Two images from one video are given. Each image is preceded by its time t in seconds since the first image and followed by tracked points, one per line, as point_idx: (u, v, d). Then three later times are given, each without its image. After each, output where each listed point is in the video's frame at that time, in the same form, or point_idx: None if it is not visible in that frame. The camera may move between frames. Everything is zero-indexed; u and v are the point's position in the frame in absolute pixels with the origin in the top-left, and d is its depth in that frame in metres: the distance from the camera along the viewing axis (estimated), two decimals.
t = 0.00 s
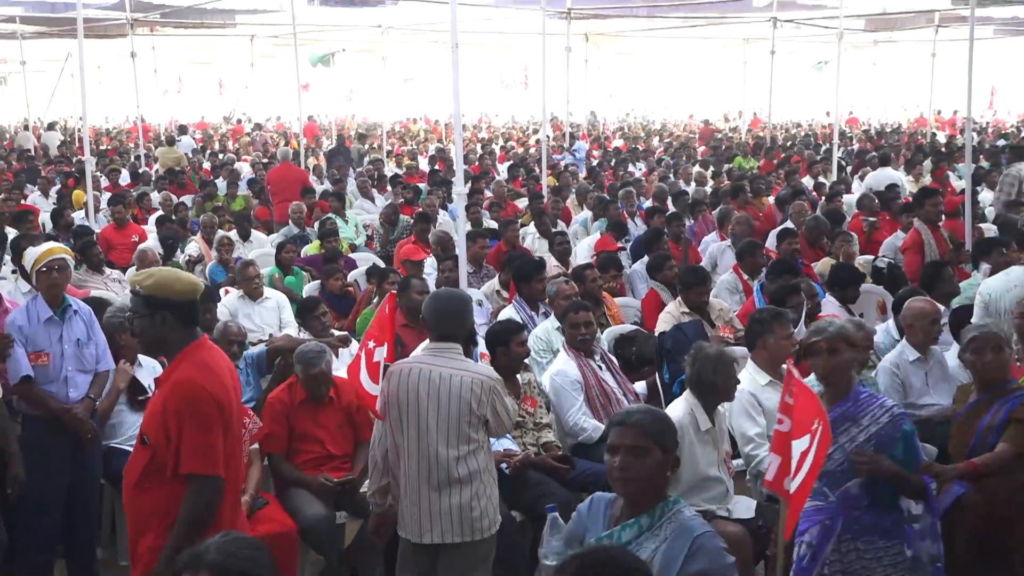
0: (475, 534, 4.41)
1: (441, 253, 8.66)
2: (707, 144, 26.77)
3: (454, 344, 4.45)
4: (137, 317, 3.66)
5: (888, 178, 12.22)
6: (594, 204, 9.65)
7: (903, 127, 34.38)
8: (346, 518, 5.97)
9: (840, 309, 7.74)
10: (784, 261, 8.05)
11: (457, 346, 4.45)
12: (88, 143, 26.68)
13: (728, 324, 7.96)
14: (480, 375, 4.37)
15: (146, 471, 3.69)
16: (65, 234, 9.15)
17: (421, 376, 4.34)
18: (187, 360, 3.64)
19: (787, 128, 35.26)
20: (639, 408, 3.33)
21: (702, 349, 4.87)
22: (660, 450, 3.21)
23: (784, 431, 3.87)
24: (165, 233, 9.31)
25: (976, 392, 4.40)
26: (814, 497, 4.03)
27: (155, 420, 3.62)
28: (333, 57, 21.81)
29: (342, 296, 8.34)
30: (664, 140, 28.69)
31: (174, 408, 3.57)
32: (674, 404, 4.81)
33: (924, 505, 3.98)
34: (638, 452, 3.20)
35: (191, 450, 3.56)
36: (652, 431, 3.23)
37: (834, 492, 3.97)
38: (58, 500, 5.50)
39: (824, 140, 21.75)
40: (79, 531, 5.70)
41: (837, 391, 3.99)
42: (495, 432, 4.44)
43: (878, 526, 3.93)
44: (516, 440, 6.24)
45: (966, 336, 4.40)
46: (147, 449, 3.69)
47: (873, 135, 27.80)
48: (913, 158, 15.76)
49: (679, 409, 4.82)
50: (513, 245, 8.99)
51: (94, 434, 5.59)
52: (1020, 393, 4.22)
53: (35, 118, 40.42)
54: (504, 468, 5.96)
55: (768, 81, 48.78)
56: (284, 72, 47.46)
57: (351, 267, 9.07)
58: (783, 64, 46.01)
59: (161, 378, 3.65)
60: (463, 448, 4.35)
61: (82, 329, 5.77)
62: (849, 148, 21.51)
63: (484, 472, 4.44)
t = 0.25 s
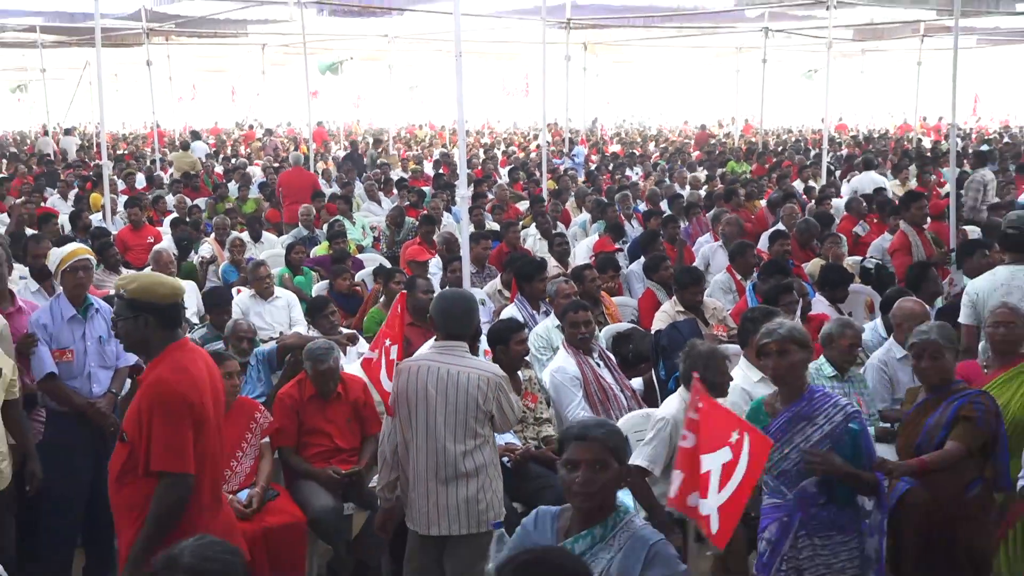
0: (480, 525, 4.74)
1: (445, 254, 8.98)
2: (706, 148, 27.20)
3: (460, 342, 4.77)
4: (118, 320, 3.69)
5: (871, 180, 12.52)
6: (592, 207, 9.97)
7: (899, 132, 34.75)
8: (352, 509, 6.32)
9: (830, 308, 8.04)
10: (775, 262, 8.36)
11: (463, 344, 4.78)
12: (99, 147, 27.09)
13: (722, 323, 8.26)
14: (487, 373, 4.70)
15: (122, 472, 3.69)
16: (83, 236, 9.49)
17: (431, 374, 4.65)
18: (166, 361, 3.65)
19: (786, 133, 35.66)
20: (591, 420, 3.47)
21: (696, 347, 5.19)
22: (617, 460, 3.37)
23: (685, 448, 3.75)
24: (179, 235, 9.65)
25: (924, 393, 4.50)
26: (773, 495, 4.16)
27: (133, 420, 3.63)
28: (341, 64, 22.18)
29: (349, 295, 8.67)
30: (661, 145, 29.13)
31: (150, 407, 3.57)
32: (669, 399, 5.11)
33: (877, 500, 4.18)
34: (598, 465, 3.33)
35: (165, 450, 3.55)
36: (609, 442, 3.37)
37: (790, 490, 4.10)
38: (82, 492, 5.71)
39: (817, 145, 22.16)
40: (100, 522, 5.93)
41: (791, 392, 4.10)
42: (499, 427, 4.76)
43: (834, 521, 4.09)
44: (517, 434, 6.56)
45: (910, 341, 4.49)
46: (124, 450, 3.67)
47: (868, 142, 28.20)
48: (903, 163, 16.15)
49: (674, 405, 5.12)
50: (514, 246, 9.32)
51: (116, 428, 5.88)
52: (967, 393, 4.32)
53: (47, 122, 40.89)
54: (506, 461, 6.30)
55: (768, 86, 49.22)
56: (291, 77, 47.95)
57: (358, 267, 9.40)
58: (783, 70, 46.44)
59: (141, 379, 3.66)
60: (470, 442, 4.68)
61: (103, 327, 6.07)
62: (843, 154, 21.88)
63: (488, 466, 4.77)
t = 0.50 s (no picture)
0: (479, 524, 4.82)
1: (444, 254, 9.02)
2: (704, 150, 27.29)
3: (461, 341, 4.77)
4: (78, 322, 3.78)
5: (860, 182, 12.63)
6: (591, 208, 10.01)
7: (896, 134, 34.79)
8: (353, 508, 6.34)
9: (828, 308, 8.06)
10: (773, 262, 8.40)
11: (463, 343, 4.78)
12: (100, 148, 27.11)
13: (720, 323, 8.29)
14: (487, 374, 4.73)
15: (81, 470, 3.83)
16: (85, 236, 9.54)
17: (430, 376, 4.70)
18: (125, 363, 3.77)
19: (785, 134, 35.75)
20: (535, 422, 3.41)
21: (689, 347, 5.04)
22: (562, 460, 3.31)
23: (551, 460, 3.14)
24: (180, 235, 9.70)
25: (890, 395, 4.38)
26: (742, 510, 3.99)
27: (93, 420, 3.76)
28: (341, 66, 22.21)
29: (349, 295, 8.71)
30: (659, 147, 29.24)
31: (109, 409, 3.70)
32: (666, 398, 5.13)
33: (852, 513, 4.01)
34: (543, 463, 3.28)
35: (121, 452, 3.69)
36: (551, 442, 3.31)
37: (760, 507, 3.92)
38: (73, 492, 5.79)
39: (813, 146, 22.24)
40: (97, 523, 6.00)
41: (763, 405, 3.91)
42: (499, 426, 4.81)
43: (804, 537, 3.90)
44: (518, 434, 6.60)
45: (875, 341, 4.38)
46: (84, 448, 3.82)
47: (866, 142, 28.24)
48: (900, 165, 16.22)
49: (671, 403, 5.14)
50: (514, 246, 9.35)
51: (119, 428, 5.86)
52: (932, 395, 4.20)
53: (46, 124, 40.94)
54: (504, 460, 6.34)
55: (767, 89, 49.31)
56: (291, 78, 48.04)
57: (358, 267, 9.43)
58: (782, 71, 46.54)
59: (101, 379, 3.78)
60: (471, 443, 4.74)
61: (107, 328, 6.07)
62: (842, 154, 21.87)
63: (487, 465, 4.83)
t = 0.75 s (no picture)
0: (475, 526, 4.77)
1: (442, 254, 9.02)
2: (699, 150, 27.34)
3: (457, 342, 4.76)
4: (54, 314, 3.81)
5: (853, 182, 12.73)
6: (589, 208, 10.02)
7: (891, 135, 34.87)
8: (348, 507, 6.38)
9: (825, 308, 8.07)
10: (770, 261, 8.39)
11: (459, 344, 4.76)
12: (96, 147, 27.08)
13: (718, 323, 8.30)
14: (481, 375, 4.66)
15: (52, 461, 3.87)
16: (82, 236, 9.54)
17: (425, 377, 4.69)
18: (96, 357, 3.80)
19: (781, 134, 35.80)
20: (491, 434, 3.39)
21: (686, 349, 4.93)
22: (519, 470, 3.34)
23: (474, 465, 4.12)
24: (177, 235, 9.70)
25: (859, 407, 4.28)
26: (708, 524, 3.88)
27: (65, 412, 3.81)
28: (337, 65, 22.22)
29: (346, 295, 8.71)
30: (654, 147, 29.31)
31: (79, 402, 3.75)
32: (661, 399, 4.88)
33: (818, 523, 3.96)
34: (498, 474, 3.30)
35: (91, 444, 3.73)
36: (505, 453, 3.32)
37: (727, 519, 3.82)
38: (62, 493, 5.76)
39: (808, 146, 22.31)
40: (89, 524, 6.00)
41: (734, 413, 3.82)
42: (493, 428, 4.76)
43: (771, 547, 3.86)
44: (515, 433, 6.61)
45: (843, 351, 4.32)
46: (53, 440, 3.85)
47: (861, 142, 28.30)
48: (896, 165, 16.26)
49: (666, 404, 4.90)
50: (510, 246, 9.35)
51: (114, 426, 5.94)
52: (899, 408, 4.11)
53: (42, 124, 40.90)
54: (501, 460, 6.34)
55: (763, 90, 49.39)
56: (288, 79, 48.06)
57: (355, 267, 9.44)
58: (778, 72, 46.62)
59: (72, 373, 3.82)
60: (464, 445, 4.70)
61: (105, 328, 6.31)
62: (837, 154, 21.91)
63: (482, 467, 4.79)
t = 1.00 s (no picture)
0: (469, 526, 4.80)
1: (443, 254, 9.01)
2: (702, 149, 27.33)
3: (455, 342, 4.79)
4: (46, 310, 3.75)
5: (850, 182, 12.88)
6: (590, 208, 10.01)
7: (893, 133, 34.84)
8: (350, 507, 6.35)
9: (826, 308, 8.06)
10: (772, 262, 8.38)
11: (457, 344, 4.79)
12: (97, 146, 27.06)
13: (719, 323, 8.29)
14: (473, 374, 4.68)
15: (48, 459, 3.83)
16: (84, 236, 9.54)
17: (421, 376, 4.75)
18: (90, 348, 3.82)
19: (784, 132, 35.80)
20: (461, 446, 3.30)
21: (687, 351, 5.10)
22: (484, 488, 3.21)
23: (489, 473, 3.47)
24: (179, 235, 9.70)
25: (825, 413, 4.16)
26: (672, 537, 3.64)
27: (63, 407, 3.79)
28: (339, 63, 22.21)
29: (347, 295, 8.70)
30: (657, 146, 29.29)
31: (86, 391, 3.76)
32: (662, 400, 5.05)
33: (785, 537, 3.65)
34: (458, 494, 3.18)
35: (104, 432, 3.76)
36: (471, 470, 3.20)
37: (692, 533, 3.58)
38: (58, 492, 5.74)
39: (811, 145, 22.29)
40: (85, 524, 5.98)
41: (696, 424, 3.60)
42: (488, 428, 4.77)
43: (741, 559, 3.59)
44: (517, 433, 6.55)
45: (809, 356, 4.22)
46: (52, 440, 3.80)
47: (864, 141, 28.27)
48: (898, 165, 16.24)
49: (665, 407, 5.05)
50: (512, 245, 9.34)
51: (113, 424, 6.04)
52: (866, 416, 4.00)
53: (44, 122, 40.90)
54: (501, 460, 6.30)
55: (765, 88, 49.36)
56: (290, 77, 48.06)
57: (357, 267, 9.42)
58: (780, 70, 46.59)
59: (68, 368, 3.79)
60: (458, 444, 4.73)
61: (104, 326, 6.52)
62: (840, 153, 21.89)
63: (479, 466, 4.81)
